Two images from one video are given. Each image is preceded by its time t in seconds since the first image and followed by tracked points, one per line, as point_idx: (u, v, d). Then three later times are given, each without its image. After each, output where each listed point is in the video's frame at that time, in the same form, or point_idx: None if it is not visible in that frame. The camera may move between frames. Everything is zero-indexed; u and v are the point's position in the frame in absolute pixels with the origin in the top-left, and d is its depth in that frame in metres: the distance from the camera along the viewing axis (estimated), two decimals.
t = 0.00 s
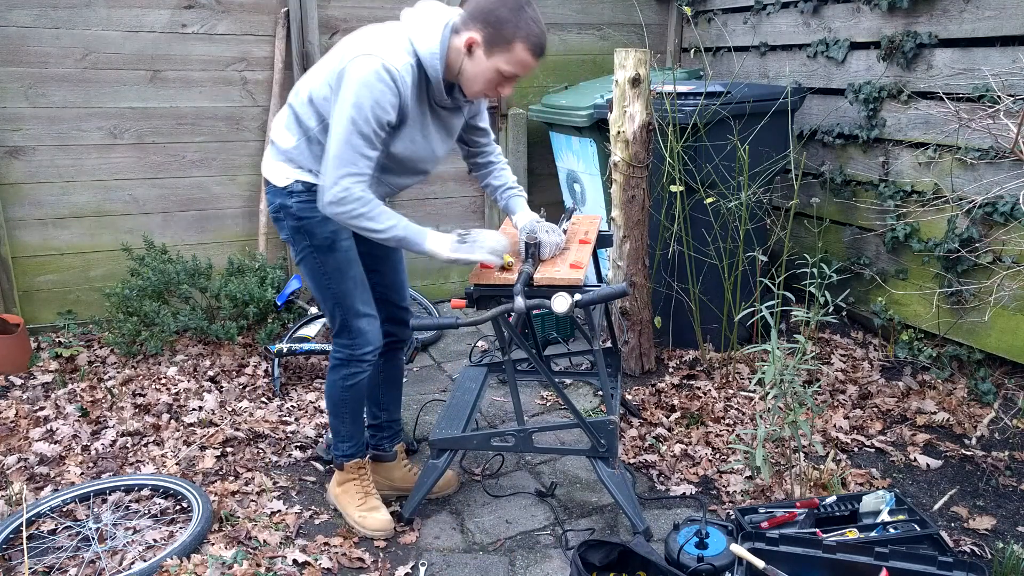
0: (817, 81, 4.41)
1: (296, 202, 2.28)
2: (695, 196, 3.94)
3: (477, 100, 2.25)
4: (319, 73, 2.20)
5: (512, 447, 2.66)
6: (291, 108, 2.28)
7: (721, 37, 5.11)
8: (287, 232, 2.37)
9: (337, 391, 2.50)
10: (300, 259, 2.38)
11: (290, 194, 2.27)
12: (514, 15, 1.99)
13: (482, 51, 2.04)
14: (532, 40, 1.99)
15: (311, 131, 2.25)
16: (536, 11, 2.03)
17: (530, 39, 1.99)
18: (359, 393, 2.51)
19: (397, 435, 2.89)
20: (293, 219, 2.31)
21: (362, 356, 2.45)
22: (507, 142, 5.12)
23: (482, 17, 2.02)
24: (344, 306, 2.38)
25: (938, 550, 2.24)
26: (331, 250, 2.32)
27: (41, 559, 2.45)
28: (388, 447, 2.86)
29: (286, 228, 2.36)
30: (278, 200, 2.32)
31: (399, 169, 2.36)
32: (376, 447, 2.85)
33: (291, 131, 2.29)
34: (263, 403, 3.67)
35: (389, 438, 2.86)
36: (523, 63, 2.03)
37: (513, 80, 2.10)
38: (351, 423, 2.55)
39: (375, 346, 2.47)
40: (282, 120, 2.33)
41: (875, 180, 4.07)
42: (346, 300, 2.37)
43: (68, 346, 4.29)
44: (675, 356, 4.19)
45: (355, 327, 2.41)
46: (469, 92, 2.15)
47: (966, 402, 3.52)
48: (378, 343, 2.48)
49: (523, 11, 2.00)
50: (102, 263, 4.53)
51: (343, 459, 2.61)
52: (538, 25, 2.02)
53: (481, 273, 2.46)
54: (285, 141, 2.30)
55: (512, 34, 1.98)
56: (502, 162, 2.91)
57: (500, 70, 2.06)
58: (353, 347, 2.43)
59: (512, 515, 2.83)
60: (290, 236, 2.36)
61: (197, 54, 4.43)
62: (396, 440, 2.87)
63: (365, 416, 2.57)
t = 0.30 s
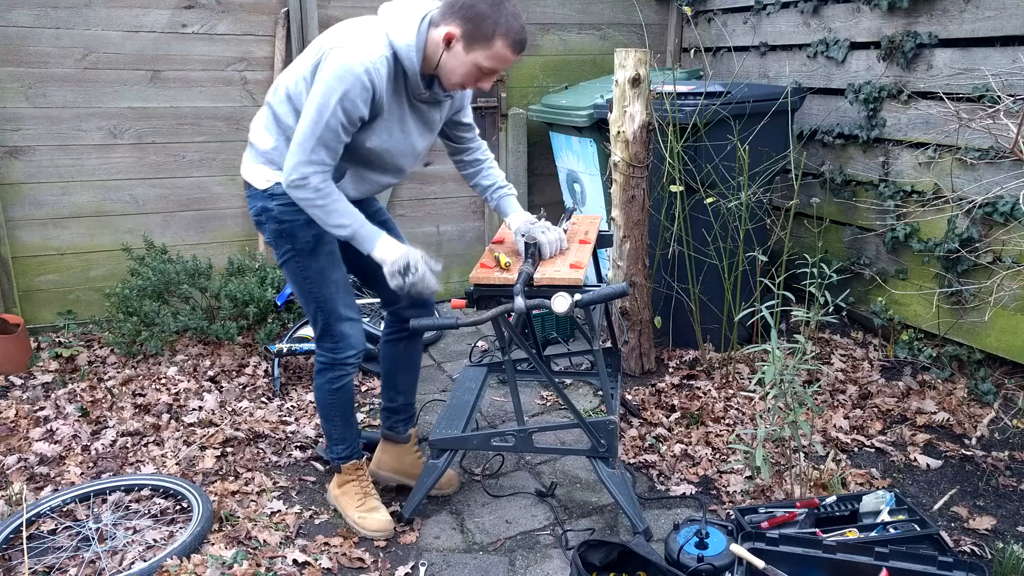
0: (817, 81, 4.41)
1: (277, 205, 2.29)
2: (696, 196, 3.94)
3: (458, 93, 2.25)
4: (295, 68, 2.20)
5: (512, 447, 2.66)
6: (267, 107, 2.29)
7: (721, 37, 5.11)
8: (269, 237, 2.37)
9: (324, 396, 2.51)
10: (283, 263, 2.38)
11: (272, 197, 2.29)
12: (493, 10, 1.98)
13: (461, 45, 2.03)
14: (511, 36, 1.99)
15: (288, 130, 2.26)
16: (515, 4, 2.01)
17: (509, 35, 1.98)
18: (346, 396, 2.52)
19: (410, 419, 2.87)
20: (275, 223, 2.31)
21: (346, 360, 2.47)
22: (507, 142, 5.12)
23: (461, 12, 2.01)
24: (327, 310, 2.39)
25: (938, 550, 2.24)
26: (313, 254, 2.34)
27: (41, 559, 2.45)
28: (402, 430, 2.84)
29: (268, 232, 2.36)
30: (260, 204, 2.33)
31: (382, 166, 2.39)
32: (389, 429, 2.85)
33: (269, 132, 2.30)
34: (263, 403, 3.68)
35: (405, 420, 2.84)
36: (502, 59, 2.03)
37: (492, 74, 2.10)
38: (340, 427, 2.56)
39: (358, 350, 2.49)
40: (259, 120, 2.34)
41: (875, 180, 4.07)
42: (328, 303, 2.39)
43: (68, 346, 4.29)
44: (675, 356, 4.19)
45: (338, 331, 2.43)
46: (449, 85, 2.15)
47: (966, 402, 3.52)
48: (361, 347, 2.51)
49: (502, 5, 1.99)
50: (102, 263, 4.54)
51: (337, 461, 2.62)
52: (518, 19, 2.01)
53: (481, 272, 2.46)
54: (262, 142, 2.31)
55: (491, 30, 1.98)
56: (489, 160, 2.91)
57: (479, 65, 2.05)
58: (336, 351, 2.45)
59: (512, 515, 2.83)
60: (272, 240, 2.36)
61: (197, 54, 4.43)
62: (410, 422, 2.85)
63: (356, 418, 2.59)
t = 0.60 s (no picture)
0: (817, 81, 4.42)
1: (264, 207, 2.29)
2: (696, 196, 3.94)
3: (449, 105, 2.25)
4: (288, 80, 2.21)
5: (512, 447, 2.66)
6: (258, 113, 2.30)
7: (721, 37, 5.11)
8: (257, 239, 2.38)
9: (317, 397, 2.51)
10: (272, 266, 2.39)
11: (258, 199, 2.29)
12: (481, 25, 1.99)
13: (450, 60, 2.04)
14: (501, 50, 2.00)
15: (278, 136, 2.27)
16: (502, 16, 2.03)
17: (498, 49, 1.99)
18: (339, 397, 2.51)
19: (411, 413, 2.88)
20: (263, 225, 2.32)
21: (337, 361, 2.46)
22: (507, 142, 5.12)
23: (449, 28, 2.01)
24: (316, 311, 2.39)
25: (938, 550, 2.23)
26: (301, 255, 2.35)
27: (41, 559, 2.45)
28: (402, 424, 2.87)
29: (256, 235, 2.36)
30: (247, 206, 2.33)
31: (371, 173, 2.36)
32: (389, 424, 2.87)
33: (257, 137, 2.31)
34: (264, 403, 3.68)
35: (403, 416, 2.86)
36: (492, 72, 2.04)
37: (482, 87, 2.11)
38: (335, 428, 2.55)
39: (349, 351, 2.49)
40: (248, 125, 2.35)
41: (875, 180, 4.07)
42: (317, 304, 2.39)
43: (68, 346, 4.29)
44: (675, 356, 4.19)
45: (328, 331, 2.42)
46: (439, 100, 2.16)
47: (966, 402, 3.52)
48: (352, 348, 2.50)
49: (489, 19, 2.00)
50: (102, 263, 4.54)
51: (335, 462, 2.62)
52: (506, 31, 2.02)
53: (481, 272, 2.46)
54: (251, 146, 2.32)
55: (480, 45, 1.99)
56: (495, 149, 2.88)
57: (468, 80, 2.07)
58: (326, 353, 2.45)
59: (512, 515, 2.83)
60: (261, 243, 2.37)
61: (197, 54, 4.43)
62: (410, 417, 2.87)
63: (351, 419, 2.58)
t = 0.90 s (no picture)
0: (817, 81, 4.42)
1: (274, 208, 2.29)
2: (696, 196, 3.94)
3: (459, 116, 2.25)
4: (298, 81, 2.21)
5: (512, 447, 2.66)
6: (268, 114, 2.31)
7: (721, 37, 5.11)
8: (267, 239, 2.38)
9: (326, 397, 2.50)
10: (282, 266, 2.39)
11: (268, 200, 2.29)
12: (491, 41, 1.98)
13: (459, 75, 2.04)
14: (510, 66, 2.00)
15: (286, 138, 2.27)
16: (512, 32, 2.02)
17: (506, 66, 1.99)
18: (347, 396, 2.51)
19: (412, 428, 2.88)
20: (272, 226, 2.32)
21: (347, 361, 2.45)
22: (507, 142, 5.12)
23: (458, 42, 2.01)
24: (326, 310, 2.38)
25: (938, 550, 2.23)
26: (310, 255, 2.34)
27: (41, 560, 2.45)
28: (404, 438, 2.88)
29: (266, 236, 2.37)
30: (257, 206, 2.33)
31: (378, 176, 2.37)
32: (394, 438, 2.89)
33: (267, 138, 2.32)
34: (264, 403, 3.68)
35: (404, 429, 2.86)
36: (501, 87, 2.05)
37: (491, 101, 2.12)
38: (341, 427, 2.55)
39: (360, 351, 2.46)
40: (259, 125, 2.36)
41: (876, 180, 4.07)
42: (327, 305, 2.38)
43: (68, 346, 4.29)
44: (675, 356, 4.19)
45: (339, 331, 2.40)
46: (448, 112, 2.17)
47: (966, 402, 3.52)
48: (364, 348, 2.48)
49: (499, 34, 1.99)
50: (102, 263, 4.54)
51: (338, 462, 2.61)
52: (517, 47, 2.01)
53: (481, 273, 2.45)
54: (261, 147, 2.33)
55: (489, 61, 1.98)
56: (510, 148, 2.89)
57: (477, 95, 2.07)
58: (336, 352, 2.43)
59: (512, 515, 2.83)
60: (271, 243, 2.38)
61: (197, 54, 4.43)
62: (410, 431, 2.87)
63: (357, 419, 2.57)
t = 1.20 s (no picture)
0: (817, 81, 4.41)
1: (289, 203, 2.32)
2: (696, 196, 3.94)
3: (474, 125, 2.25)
4: (315, 85, 2.22)
5: (512, 447, 2.66)
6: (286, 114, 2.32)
7: (721, 37, 5.11)
8: (282, 233, 2.40)
9: (333, 392, 2.50)
10: (295, 259, 2.41)
11: (284, 196, 2.32)
12: (510, 53, 1.98)
13: (476, 85, 2.04)
14: (527, 78, 1.99)
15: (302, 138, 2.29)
16: (531, 44, 2.02)
17: (524, 78, 1.99)
18: (354, 394, 2.51)
19: (415, 428, 2.88)
20: (287, 221, 2.34)
21: (356, 357, 2.45)
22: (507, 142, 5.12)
23: (477, 53, 2.01)
24: (337, 306, 2.39)
25: (938, 550, 2.23)
26: (322, 250, 2.35)
27: (42, 560, 2.45)
28: (405, 438, 2.88)
29: (281, 230, 2.39)
30: (274, 201, 2.36)
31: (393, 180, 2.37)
32: (395, 438, 2.89)
33: (285, 136, 2.34)
34: (263, 403, 3.68)
35: (406, 430, 2.87)
36: (517, 99, 2.04)
37: (507, 112, 2.11)
38: (347, 425, 2.55)
39: (370, 348, 2.46)
40: (278, 124, 2.38)
41: (876, 180, 4.07)
42: (337, 300, 2.39)
43: (68, 346, 4.29)
44: (675, 356, 4.19)
45: (348, 328, 2.41)
46: (462, 121, 2.17)
47: (966, 402, 3.52)
48: (373, 346, 2.48)
49: (518, 46, 1.99)
50: (102, 263, 4.54)
51: (341, 460, 2.61)
52: (535, 60, 2.01)
53: (481, 272, 2.45)
54: (279, 145, 2.35)
55: (507, 72, 1.98)
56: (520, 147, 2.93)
57: (493, 106, 2.07)
58: (345, 348, 2.44)
59: (512, 515, 2.83)
60: (285, 237, 2.39)
61: (197, 54, 4.43)
62: (413, 432, 2.87)
63: (363, 418, 2.57)
